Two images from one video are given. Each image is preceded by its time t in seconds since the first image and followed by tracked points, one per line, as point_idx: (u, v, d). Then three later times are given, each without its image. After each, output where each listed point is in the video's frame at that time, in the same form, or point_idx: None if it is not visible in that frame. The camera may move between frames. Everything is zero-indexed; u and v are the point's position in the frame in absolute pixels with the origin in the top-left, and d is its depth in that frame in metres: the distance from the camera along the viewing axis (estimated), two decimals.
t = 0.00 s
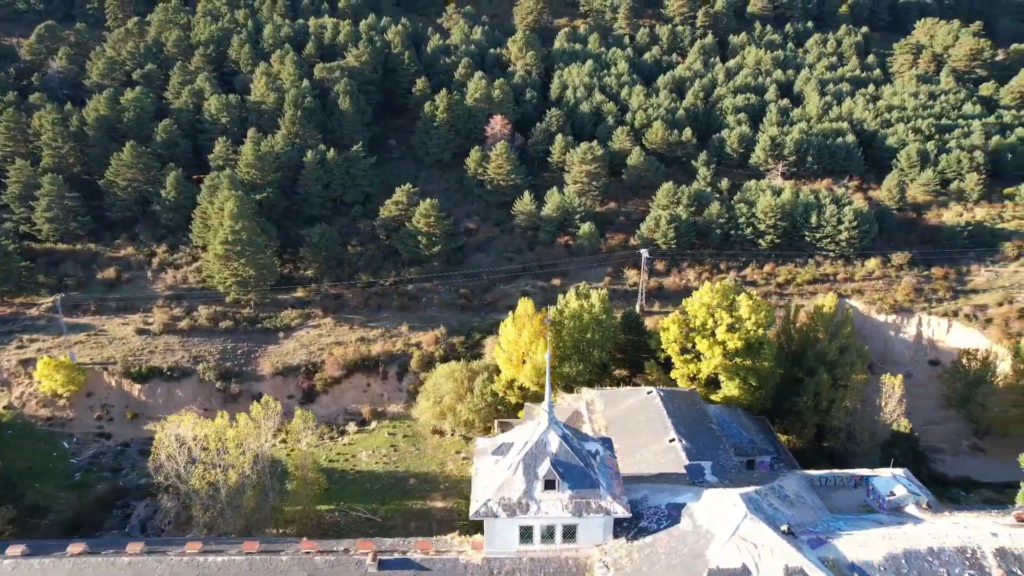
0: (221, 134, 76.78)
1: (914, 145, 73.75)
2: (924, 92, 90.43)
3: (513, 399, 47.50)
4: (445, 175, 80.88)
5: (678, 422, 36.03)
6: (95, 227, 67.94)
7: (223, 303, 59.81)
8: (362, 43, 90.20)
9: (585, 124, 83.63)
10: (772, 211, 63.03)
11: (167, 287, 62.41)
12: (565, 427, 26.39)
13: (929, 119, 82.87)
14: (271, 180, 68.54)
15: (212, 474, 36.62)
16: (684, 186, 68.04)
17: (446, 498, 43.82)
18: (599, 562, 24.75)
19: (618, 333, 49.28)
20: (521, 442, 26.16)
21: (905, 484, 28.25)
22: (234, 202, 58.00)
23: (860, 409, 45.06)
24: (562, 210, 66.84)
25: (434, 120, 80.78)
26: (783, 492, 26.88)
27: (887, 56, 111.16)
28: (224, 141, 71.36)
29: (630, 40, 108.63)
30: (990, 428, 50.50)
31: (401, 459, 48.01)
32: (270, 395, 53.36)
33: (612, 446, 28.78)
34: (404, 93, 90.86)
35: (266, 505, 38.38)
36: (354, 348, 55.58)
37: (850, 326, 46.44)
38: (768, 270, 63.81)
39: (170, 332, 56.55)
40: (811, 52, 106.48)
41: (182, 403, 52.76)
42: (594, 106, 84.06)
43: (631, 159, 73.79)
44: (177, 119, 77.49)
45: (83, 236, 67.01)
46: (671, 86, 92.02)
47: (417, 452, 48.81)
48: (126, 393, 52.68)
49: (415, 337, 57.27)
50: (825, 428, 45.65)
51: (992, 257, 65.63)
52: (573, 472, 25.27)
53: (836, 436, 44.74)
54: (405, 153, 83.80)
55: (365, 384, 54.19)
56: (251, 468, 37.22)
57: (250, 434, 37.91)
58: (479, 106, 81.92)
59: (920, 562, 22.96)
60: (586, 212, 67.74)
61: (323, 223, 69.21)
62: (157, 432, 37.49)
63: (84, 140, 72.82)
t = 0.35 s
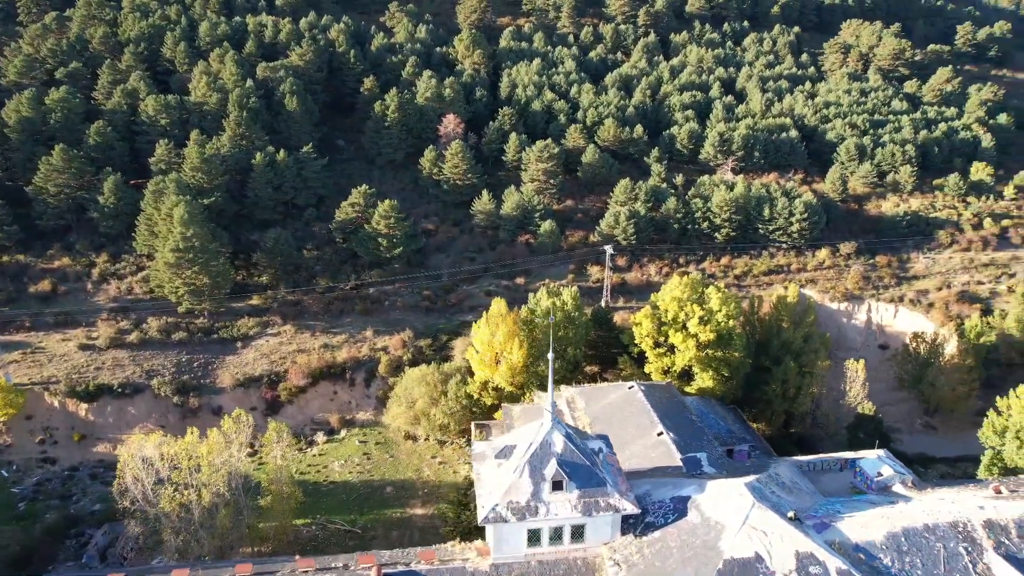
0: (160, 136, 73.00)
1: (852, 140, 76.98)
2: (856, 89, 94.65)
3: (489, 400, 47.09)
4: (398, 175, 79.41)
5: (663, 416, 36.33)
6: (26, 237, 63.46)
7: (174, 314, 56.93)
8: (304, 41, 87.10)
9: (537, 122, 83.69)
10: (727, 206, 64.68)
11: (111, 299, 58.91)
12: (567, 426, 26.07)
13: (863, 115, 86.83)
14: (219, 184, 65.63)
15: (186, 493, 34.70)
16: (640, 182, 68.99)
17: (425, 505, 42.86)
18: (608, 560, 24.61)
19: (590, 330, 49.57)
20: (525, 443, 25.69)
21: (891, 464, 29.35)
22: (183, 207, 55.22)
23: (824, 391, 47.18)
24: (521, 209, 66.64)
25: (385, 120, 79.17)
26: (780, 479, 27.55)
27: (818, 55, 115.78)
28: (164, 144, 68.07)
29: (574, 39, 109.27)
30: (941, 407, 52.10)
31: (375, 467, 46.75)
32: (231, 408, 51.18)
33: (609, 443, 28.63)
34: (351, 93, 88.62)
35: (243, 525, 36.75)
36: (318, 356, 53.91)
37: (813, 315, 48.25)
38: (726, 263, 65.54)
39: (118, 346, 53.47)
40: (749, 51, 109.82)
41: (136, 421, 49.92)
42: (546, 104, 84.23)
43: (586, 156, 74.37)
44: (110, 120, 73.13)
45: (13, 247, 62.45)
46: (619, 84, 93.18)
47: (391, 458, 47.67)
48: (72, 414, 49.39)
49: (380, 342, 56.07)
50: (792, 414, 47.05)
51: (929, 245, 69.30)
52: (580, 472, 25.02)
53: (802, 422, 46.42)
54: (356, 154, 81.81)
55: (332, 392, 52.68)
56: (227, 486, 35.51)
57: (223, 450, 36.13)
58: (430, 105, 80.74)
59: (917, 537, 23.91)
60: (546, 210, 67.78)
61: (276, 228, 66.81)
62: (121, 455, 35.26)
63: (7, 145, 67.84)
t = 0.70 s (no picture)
0: (91, 131, 68.33)
1: (798, 127, 79.11)
2: (796, 78, 97.52)
3: (464, 397, 46.18)
4: (349, 169, 76.99)
5: (648, 405, 36.27)
6: None
7: (120, 321, 53.60)
8: (243, 30, 82.81)
9: (489, 113, 82.62)
10: (684, 194, 65.55)
11: (46, 307, 54.81)
12: (570, 422, 25.51)
13: (805, 103, 89.59)
14: (161, 181, 61.96)
15: (155, 513, 32.54)
16: (599, 172, 69.05)
17: (404, 507, 41.55)
18: (618, 554, 24.23)
19: (562, 322, 49.33)
20: (528, 441, 25.00)
21: (877, 442, 30.15)
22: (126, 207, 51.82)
23: (790, 373, 48.68)
24: (481, 201, 65.57)
25: (334, 112, 76.50)
26: (776, 463, 27.90)
27: (757, 45, 118.64)
28: (97, 140, 63.80)
29: (520, 28, 108.28)
30: (897, 383, 54.02)
31: (349, 471, 45.13)
32: (189, 418, 48.60)
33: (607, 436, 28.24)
34: (295, 84, 85.20)
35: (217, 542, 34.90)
36: (280, 359, 51.85)
37: (778, 299, 49.26)
38: (685, 251, 66.54)
39: (59, 357, 49.88)
40: (692, 41, 111.53)
41: (84, 437, 46.66)
42: (498, 95, 83.27)
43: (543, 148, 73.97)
44: (33, 114, 67.86)
45: None
46: (569, 75, 93.03)
47: (364, 461, 46.15)
48: (11, 432, 45.73)
49: (344, 343, 54.41)
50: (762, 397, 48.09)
51: (874, 227, 72.14)
52: (587, 468, 24.51)
53: (770, 403, 47.73)
54: (303, 148, 78.89)
55: (297, 396, 50.74)
56: (199, 502, 33.50)
57: (193, 464, 34.05)
58: (380, 97, 78.47)
59: (916, 513, 24.56)
60: (505, 203, 67.00)
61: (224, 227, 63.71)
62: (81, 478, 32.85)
63: None
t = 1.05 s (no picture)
0: (9, 124, 62.85)
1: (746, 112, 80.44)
2: (740, 64, 99.18)
3: (437, 393, 44.83)
4: (297, 160, 73.76)
5: (633, 393, 35.94)
6: None
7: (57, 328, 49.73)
8: (174, 14, 77.67)
9: (440, 100, 80.59)
10: (642, 178, 65.66)
11: None
12: (572, 417, 24.69)
13: (751, 89, 91.26)
14: (94, 177, 57.66)
15: (119, 535, 30.11)
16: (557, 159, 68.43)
17: (383, 511, 39.89)
18: (628, 548, 23.78)
19: (533, 312, 48.62)
20: (531, 438, 24.06)
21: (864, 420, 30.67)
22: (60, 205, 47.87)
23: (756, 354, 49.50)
24: (439, 191, 63.85)
25: (279, 101, 72.95)
26: (773, 446, 27.96)
27: (699, 32, 120.14)
28: (17, 132, 58.60)
29: (465, 15, 106.01)
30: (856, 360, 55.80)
31: (321, 476, 43.15)
32: (141, 429, 45.59)
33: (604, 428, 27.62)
34: (234, 73, 80.78)
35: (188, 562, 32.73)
36: (238, 362, 49.33)
37: (744, 281, 49.86)
38: (645, 236, 66.72)
39: None
40: (636, 27, 111.90)
41: (23, 456, 42.91)
42: (448, 83, 81.40)
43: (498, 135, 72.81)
44: None
45: None
46: (518, 61, 91.79)
47: (336, 464, 44.24)
48: None
49: (305, 342, 52.24)
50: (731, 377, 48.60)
51: (823, 209, 74.41)
52: (593, 463, 23.79)
53: (739, 385, 48.35)
54: (246, 140, 75.18)
55: (259, 401, 48.43)
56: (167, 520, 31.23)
57: (158, 479, 31.64)
58: (326, 85, 75.26)
59: (915, 488, 24.96)
60: (464, 192, 65.55)
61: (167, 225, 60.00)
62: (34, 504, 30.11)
63: None
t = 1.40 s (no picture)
0: None
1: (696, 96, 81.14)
2: (686, 48, 99.96)
3: (409, 389, 43.25)
4: (241, 151, 70.03)
5: (618, 382, 35.36)
6: None
7: None
8: None
9: (389, 87, 77.99)
10: (601, 163, 65.26)
11: None
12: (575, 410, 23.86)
13: (699, 73, 92.14)
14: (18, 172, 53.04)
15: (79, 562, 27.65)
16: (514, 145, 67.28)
17: (361, 516, 38.14)
18: (639, 542, 23.10)
19: (504, 301, 47.52)
20: (535, 435, 23.12)
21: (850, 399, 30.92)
22: None
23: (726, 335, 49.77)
24: (396, 181, 61.76)
25: (219, 89, 68.89)
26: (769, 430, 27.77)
27: (642, 17, 120.55)
28: None
29: None
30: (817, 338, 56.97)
31: (291, 482, 41.05)
32: (88, 444, 42.35)
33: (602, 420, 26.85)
34: (167, 60, 75.69)
35: None
36: (192, 366, 46.46)
37: (710, 264, 50.07)
38: (606, 221, 66.43)
39: None
40: (581, 12, 111.27)
41: None
42: (396, 69, 78.87)
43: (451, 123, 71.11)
44: None
45: None
46: (466, 47, 89.79)
47: (305, 469, 42.17)
48: None
49: (263, 342, 49.65)
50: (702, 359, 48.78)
51: (775, 189, 76.14)
52: (601, 457, 23.03)
53: (710, 366, 48.57)
54: (183, 132, 70.90)
55: (217, 407, 45.86)
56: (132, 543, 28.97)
57: (120, 498, 29.17)
58: (269, 71, 71.65)
59: (913, 464, 25.22)
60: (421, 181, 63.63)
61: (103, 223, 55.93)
62: None
63: None
